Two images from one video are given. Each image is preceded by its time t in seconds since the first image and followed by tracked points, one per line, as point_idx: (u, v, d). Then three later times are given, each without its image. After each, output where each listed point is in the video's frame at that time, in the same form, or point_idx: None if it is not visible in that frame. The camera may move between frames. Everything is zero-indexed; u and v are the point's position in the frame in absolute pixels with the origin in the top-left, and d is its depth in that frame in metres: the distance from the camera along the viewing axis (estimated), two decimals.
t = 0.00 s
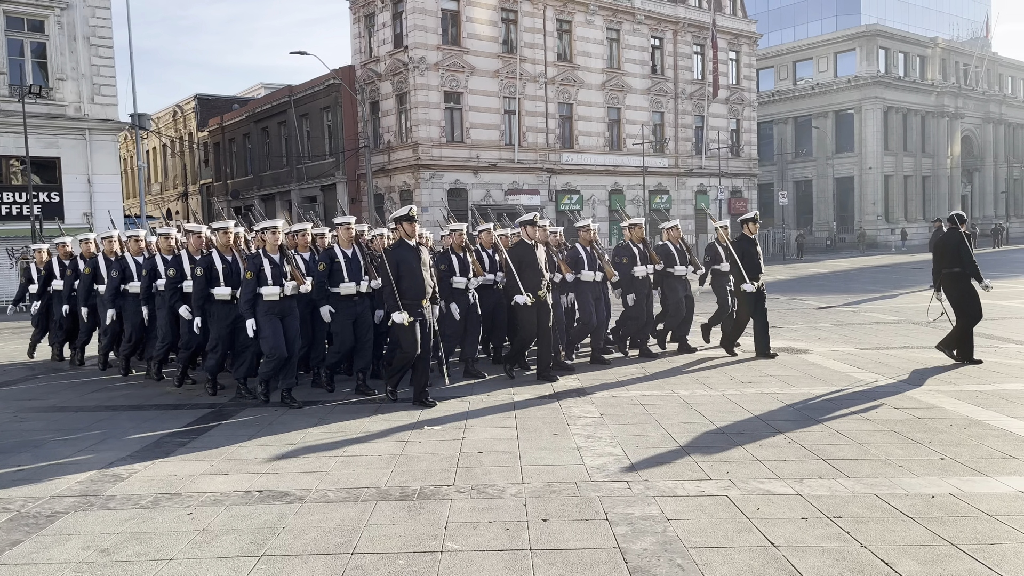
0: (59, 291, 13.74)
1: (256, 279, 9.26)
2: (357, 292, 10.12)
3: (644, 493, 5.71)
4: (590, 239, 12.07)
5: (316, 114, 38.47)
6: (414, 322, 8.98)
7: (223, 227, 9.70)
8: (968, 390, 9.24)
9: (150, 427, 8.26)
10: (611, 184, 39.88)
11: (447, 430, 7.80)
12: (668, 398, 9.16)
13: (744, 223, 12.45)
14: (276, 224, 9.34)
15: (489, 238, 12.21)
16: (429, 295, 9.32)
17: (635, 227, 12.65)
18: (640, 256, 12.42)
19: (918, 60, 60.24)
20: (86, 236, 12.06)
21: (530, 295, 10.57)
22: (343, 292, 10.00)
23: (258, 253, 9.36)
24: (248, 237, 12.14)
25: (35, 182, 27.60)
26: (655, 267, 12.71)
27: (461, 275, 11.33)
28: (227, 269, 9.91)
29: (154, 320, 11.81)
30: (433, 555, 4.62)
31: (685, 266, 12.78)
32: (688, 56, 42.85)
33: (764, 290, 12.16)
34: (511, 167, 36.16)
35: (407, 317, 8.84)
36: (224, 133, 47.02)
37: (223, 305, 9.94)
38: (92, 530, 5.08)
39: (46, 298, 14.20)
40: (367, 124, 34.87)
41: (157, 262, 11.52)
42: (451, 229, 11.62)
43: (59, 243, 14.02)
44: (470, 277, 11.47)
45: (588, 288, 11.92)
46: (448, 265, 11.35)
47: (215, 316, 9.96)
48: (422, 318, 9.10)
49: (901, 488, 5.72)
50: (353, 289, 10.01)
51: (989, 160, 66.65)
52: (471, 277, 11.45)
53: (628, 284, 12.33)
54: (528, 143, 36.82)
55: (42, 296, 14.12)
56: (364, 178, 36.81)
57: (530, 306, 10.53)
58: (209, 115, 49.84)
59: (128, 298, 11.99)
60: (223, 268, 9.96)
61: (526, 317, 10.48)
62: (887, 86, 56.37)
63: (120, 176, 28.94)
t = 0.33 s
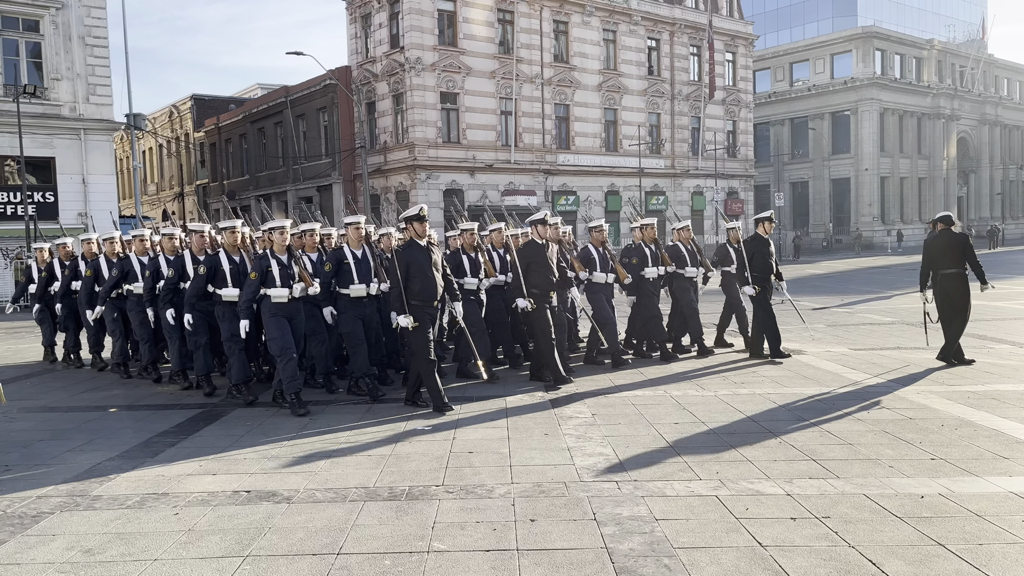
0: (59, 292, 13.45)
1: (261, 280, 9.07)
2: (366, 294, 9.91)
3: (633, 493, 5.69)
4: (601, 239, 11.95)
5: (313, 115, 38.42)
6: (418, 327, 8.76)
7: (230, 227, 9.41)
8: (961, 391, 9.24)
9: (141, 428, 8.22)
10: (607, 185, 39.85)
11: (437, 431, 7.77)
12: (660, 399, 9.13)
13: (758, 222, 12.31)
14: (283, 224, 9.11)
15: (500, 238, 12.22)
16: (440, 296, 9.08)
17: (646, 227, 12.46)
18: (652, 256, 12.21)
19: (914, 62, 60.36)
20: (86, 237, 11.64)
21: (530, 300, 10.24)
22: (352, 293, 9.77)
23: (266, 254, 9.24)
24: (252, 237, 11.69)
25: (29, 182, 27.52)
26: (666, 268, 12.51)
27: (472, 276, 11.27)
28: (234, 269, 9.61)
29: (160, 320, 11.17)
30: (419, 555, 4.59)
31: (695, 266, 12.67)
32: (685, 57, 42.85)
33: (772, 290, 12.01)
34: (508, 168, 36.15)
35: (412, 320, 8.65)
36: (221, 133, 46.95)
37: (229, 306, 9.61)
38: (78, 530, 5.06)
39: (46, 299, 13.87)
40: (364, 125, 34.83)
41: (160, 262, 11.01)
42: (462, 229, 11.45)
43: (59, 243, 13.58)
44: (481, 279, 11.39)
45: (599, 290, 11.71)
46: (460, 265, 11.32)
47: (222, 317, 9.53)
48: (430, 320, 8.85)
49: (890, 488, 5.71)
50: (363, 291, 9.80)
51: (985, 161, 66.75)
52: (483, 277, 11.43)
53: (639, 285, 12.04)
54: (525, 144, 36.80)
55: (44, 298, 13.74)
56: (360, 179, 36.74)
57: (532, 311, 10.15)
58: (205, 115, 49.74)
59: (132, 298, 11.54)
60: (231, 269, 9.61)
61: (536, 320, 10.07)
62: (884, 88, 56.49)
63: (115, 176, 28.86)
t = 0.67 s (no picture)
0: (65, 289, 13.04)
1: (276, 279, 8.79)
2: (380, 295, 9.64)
3: (628, 495, 5.68)
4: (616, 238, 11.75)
5: (310, 116, 38.41)
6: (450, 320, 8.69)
7: (238, 225, 9.13)
8: (956, 392, 9.25)
9: (136, 429, 8.21)
10: (604, 186, 39.86)
11: (433, 432, 7.76)
12: (657, 400, 9.13)
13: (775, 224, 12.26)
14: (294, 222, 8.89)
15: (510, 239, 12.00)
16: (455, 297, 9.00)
17: (658, 226, 12.38)
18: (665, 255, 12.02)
19: (911, 63, 60.46)
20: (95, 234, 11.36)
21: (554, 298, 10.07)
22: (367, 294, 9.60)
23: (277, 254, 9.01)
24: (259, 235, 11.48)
25: (25, 182, 27.47)
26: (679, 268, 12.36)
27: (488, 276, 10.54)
28: (244, 268, 9.32)
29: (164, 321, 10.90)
30: (413, 558, 4.59)
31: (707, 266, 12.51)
32: (682, 58, 42.87)
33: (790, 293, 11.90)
34: (505, 169, 36.15)
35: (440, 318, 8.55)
36: (218, 133, 46.91)
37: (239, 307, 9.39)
38: (71, 533, 5.04)
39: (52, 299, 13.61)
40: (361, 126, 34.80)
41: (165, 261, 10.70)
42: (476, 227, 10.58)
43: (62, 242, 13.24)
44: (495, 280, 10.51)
45: (614, 291, 11.42)
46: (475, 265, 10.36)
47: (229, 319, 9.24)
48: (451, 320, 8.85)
49: (884, 491, 5.72)
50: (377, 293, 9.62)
51: (982, 163, 66.88)
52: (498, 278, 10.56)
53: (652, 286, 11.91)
54: (522, 145, 36.79)
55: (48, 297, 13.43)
56: (357, 180, 36.74)
57: (553, 310, 9.97)
58: (202, 115, 49.67)
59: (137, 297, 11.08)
60: (240, 268, 9.31)
61: (554, 322, 9.93)
62: (881, 90, 56.65)
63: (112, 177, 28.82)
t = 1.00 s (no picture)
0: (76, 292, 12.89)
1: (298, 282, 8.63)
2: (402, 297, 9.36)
3: (631, 497, 5.68)
4: (637, 240, 11.40)
5: (309, 116, 38.41)
6: (472, 328, 8.50)
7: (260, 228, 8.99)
8: (958, 394, 9.24)
9: (138, 430, 8.21)
10: (604, 186, 39.85)
11: (435, 434, 7.74)
12: (658, 402, 9.12)
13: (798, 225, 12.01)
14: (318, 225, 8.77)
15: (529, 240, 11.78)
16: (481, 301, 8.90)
17: (680, 228, 12.09)
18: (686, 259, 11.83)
19: (910, 64, 60.52)
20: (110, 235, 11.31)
21: (580, 297, 9.81)
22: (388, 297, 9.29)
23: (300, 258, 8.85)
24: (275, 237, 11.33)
25: (24, 182, 27.43)
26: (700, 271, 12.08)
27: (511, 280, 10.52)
28: (264, 272, 9.19)
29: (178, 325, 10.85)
30: (417, 561, 4.58)
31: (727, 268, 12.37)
32: (682, 59, 42.87)
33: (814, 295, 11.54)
34: (505, 170, 36.13)
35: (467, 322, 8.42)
36: (217, 133, 46.86)
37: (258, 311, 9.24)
38: (73, 535, 5.03)
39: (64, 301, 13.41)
40: (361, 126, 34.79)
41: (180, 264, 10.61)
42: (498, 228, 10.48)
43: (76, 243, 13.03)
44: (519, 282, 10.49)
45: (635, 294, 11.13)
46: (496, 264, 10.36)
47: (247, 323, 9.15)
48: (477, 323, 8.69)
49: (888, 493, 5.72)
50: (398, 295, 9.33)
51: (980, 164, 66.92)
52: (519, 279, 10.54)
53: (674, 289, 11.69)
54: (522, 145, 36.80)
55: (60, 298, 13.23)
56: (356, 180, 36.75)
57: (579, 310, 9.71)
58: (201, 115, 49.62)
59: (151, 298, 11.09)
60: (261, 273, 9.18)
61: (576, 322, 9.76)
62: (879, 91, 56.74)
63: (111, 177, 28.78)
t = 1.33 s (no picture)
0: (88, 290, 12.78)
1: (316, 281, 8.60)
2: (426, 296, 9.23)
3: (640, 498, 5.67)
4: (662, 238, 11.50)
5: (310, 115, 38.42)
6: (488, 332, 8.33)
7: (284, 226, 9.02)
8: (964, 396, 9.23)
9: (143, 430, 8.21)
10: (605, 187, 39.82)
11: (440, 435, 7.73)
12: (663, 402, 9.11)
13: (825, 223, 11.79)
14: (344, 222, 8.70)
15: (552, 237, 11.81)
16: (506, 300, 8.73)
17: (703, 226, 12.11)
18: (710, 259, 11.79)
19: (911, 65, 60.47)
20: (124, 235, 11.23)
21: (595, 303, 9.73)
22: (411, 294, 9.13)
23: (324, 255, 8.75)
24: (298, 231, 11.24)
25: (26, 182, 27.41)
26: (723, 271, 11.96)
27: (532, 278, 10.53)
28: (289, 269, 9.22)
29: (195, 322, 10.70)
30: (427, 562, 4.57)
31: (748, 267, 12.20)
32: (683, 59, 42.84)
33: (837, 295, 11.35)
34: (506, 170, 36.10)
35: (481, 325, 8.27)
36: (218, 133, 46.85)
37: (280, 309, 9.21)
38: (82, 535, 5.03)
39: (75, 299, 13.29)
40: (362, 126, 34.77)
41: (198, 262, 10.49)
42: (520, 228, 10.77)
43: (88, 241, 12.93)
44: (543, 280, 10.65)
45: (663, 293, 11.17)
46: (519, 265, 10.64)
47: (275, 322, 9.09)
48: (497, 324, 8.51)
49: (896, 495, 5.70)
50: (423, 293, 9.15)
51: (981, 165, 66.84)
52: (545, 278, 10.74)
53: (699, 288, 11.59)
54: (523, 145, 36.78)
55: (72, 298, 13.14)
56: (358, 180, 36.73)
57: (595, 314, 9.62)
58: (202, 115, 49.62)
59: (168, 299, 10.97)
60: (285, 270, 9.20)
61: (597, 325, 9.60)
62: (880, 91, 56.75)
63: (113, 176, 28.78)
